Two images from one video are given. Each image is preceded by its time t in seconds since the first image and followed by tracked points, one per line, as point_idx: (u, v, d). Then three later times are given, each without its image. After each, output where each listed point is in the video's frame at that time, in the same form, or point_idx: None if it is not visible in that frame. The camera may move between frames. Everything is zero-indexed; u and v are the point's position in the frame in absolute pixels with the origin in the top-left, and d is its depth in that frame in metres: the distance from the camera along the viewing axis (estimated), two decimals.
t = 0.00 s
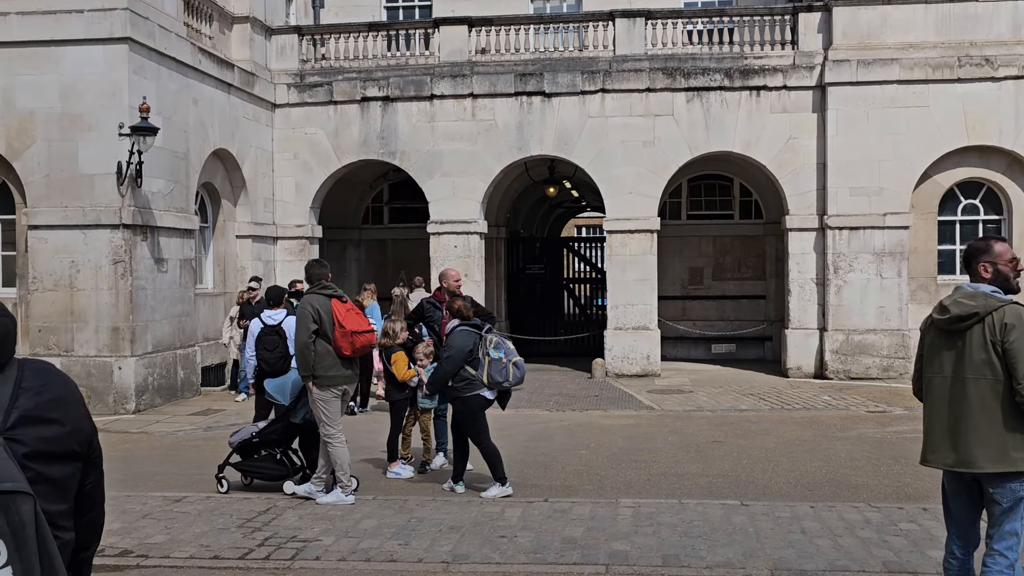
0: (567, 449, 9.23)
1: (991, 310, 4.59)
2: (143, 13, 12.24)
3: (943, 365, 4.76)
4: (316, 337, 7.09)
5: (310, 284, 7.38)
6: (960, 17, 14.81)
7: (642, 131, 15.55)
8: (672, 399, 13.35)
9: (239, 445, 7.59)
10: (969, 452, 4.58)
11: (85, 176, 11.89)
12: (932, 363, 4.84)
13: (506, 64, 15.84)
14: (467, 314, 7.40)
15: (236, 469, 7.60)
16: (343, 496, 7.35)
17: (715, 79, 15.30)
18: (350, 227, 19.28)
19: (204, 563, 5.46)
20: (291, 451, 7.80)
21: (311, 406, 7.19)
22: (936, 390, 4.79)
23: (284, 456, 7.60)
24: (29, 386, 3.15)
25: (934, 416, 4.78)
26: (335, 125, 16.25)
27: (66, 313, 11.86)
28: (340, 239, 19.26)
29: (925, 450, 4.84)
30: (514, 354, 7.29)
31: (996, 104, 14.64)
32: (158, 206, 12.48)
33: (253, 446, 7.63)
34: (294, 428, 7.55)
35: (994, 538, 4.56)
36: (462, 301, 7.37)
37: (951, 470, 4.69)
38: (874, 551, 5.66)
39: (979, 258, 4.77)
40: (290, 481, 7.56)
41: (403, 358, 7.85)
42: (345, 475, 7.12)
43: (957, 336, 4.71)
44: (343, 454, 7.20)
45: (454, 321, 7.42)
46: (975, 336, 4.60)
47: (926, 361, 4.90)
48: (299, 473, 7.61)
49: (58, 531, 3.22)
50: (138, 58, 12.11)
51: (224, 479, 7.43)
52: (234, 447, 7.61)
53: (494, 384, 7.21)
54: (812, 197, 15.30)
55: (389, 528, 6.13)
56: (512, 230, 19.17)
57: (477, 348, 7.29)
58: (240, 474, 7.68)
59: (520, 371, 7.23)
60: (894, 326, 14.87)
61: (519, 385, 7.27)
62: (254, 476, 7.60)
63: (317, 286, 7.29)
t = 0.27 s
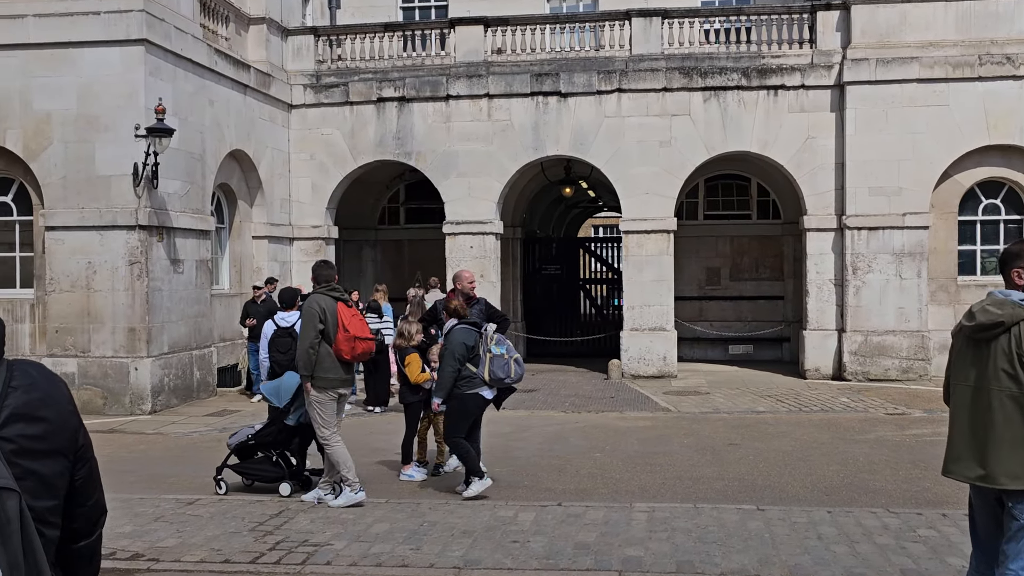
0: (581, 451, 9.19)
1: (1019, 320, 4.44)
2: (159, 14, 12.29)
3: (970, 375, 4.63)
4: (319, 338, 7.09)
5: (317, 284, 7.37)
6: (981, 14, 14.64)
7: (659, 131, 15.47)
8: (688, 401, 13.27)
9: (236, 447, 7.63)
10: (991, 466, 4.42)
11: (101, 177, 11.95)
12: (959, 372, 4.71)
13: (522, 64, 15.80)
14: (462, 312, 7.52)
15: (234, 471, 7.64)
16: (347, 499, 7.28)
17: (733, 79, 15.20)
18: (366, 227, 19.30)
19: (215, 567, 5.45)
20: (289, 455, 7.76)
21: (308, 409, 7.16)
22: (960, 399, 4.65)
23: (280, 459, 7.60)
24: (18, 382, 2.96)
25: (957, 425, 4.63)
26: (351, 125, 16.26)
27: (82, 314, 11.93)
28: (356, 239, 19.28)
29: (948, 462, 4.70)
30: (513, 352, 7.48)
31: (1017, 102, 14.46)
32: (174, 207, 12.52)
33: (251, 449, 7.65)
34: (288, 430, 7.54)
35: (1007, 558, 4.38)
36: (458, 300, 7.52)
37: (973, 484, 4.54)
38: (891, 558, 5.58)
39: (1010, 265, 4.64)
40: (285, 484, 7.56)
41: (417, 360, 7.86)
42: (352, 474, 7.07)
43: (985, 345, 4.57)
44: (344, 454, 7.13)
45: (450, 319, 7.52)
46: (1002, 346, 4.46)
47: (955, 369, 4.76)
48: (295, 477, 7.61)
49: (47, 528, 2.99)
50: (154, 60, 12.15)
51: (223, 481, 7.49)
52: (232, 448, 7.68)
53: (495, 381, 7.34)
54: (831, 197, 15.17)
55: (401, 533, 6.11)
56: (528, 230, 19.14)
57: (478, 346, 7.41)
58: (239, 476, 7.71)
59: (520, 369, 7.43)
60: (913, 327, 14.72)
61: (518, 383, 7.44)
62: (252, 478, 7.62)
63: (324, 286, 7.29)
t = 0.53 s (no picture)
0: (599, 453, 9.15)
1: None
2: (178, 17, 12.37)
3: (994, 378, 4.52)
4: (325, 340, 7.11)
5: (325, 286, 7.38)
6: (1004, 13, 14.48)
7: (678, 132, 15.40)
8: (708, 403, 13.18)
9: (237, 449, 7.61)
10: (1007, 474, 4.36)
11: (122, 180, 12.04)
12: (985, 373, 4.59)
13: (540, 65, 15.78)
14: (463, 315, 7.52)
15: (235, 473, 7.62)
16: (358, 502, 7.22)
17: (753, 79, 15.11)
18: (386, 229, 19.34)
19: (230, 570, 5.47)
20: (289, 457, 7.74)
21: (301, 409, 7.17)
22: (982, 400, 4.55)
23: (281, 461, 7.58)
24: None
25: (978, 427, 4.54)
26: (370, 127, 16.30)
27: (103, 316, 12.03)
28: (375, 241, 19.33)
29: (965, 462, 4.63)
30: (515, 355, 7.40)
31: None
32: (194, 209, 12.59)
33: (251, 450, 7.62)
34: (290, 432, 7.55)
35: None
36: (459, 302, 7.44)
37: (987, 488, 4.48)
38: (912, 563, 5.51)
39: None
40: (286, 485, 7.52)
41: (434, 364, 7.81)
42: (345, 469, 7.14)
43: (1015, 349, 4.43)
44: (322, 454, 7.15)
45: (451, 323, 7.51)
46: None
47: (983, 370, 4.63)
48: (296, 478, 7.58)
49: None
50: (174, 62, 12.24)
51: (224, 483, 7.46)
52: (232, 450, 7.64)
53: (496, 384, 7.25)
54: (852, 198, 15.03)
55: (416, 536, 6.10)
56: (547, 231, 19.10)
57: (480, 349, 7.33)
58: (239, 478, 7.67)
59: (522, 372, 7.36)
60: (936, 329, 14.56)
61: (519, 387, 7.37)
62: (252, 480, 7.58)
63: (332, 288, 7.30)
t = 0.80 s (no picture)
0: (617, 458, 9.12)
1: None
2: (199, 23, 12.47)
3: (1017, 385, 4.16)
4: (323, 346, 7.10)
5: (322, 292, 7.37)
6: None
7: (698, 135, 15.33)
8: (728, 407, 13.11)
9: (238, 452, 7.63)
10: None
11: (143, 184, 12.15)
12: (1006, 378, 4.24)
13: (560, 68, 15.77)
14: (460, 320, 7.45)
15: (236, 476, 7.65)
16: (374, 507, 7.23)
17: (773, 81, 15.02)
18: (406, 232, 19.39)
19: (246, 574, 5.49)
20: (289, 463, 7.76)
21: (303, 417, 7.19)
22: (1001, 408, 4.21)
23: (281, 465, 7.60)
24: None
25: (994, 434, 4.20)
26: (390, 131, 16.35)
27: (124, 319, 12.13)
28: (396, 245, 19.38)
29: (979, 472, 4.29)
30: (508, 361, 7.40)
31: None
32: (214, 213, 12.68)
33: (252, 454, 7.65)
34: (291, 436, 7.58)
35: None
36: (455, 308, 7.43)
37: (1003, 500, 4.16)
38: (932, 571, 5.44)
39: None
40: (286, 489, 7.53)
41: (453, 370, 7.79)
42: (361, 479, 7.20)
43: None
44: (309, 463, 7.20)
45: (447, 328, 7.44)
46: None
47: (1000, 375, 4.29)
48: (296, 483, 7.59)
49: None
50: (194, 67, 12.34)
51: (224, 485, 7.49)
52: (233, 453, 7.67)
53: (489, 391, 7.27)
54: (874, 200, 14.90)
55: (432, 540, 6.10)
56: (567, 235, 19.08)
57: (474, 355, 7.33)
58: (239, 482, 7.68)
59: (515, 379, 7.36)
60: (959, 332, 14.41)
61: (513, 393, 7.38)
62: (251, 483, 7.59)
63: (328, 295, 7.27)
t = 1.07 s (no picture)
0: (634, 463, 9.09)
1: None
2: (218, 28, 12.56)
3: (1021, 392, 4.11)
4: (309, 355, 7.15)
5: (309, 300, 7.39)
6: None
7: (717, 138, 15.27)
8: (746, 412, 13.03)
9: (238, 456, 7.67)
10: None
11: (162, 189, 12.26)
12: (1007, 384, 4.19)
13: (578, 72, 15.77)
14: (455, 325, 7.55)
15: (237, 479, 7.69)
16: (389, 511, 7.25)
17: (793, 84, 14.94)
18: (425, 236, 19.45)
19: None
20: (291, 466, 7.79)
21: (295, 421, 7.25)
22: (1003, 415, 4.17)
23: (281, 468, 7.64)
24: None
25: (997, 444, 4.14)
26: (408, 135, 16.40)
27: (144, 323, 12.24)
28: (414, 248, 19.44)
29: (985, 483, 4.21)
30: (502, 365, 7.43)
31: None
32: (233, 217, 12.77)
33: (253, 457, 7.70)
34: (291, 440, 7.61)
35: None
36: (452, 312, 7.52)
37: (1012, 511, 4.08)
38: None
39: None
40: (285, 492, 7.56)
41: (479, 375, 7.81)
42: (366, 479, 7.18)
43: None
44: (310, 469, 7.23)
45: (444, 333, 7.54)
46: None
47: (999, 383, 4.25)
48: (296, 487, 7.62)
49: None
50: (213, 73, 12.44)
51: (224, 489, 7.56)
52: (234, 456, 7.72)
53: (482, 396, 7.33)
54: (895, 203, 14.79)
55: (445, 545, 6.11)
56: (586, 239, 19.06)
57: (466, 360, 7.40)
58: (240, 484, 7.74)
59: (509, 382, 7.39)
60: (982, 337, 14.26)
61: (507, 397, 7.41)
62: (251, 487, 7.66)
63: (315, 303, 7.30)
